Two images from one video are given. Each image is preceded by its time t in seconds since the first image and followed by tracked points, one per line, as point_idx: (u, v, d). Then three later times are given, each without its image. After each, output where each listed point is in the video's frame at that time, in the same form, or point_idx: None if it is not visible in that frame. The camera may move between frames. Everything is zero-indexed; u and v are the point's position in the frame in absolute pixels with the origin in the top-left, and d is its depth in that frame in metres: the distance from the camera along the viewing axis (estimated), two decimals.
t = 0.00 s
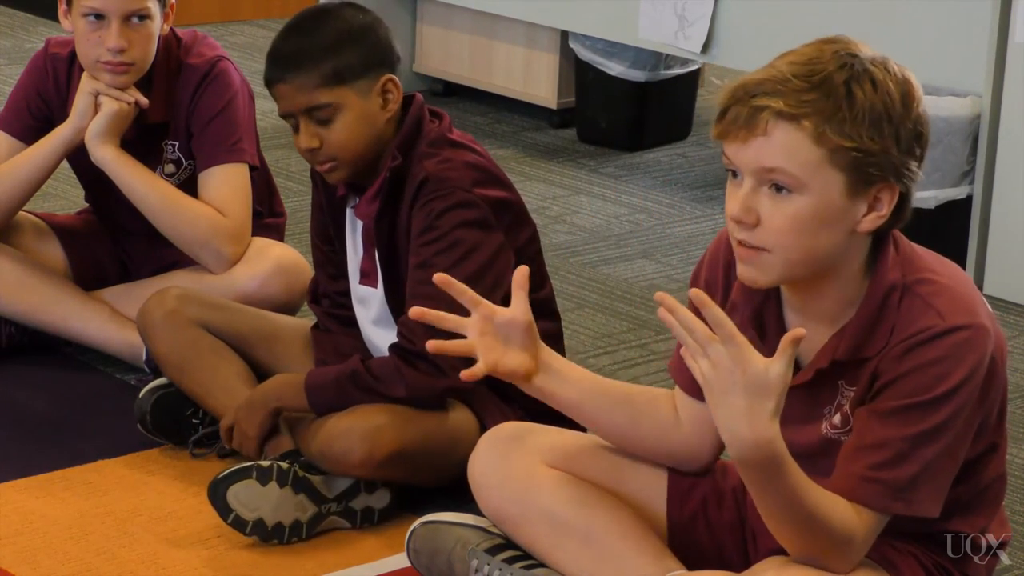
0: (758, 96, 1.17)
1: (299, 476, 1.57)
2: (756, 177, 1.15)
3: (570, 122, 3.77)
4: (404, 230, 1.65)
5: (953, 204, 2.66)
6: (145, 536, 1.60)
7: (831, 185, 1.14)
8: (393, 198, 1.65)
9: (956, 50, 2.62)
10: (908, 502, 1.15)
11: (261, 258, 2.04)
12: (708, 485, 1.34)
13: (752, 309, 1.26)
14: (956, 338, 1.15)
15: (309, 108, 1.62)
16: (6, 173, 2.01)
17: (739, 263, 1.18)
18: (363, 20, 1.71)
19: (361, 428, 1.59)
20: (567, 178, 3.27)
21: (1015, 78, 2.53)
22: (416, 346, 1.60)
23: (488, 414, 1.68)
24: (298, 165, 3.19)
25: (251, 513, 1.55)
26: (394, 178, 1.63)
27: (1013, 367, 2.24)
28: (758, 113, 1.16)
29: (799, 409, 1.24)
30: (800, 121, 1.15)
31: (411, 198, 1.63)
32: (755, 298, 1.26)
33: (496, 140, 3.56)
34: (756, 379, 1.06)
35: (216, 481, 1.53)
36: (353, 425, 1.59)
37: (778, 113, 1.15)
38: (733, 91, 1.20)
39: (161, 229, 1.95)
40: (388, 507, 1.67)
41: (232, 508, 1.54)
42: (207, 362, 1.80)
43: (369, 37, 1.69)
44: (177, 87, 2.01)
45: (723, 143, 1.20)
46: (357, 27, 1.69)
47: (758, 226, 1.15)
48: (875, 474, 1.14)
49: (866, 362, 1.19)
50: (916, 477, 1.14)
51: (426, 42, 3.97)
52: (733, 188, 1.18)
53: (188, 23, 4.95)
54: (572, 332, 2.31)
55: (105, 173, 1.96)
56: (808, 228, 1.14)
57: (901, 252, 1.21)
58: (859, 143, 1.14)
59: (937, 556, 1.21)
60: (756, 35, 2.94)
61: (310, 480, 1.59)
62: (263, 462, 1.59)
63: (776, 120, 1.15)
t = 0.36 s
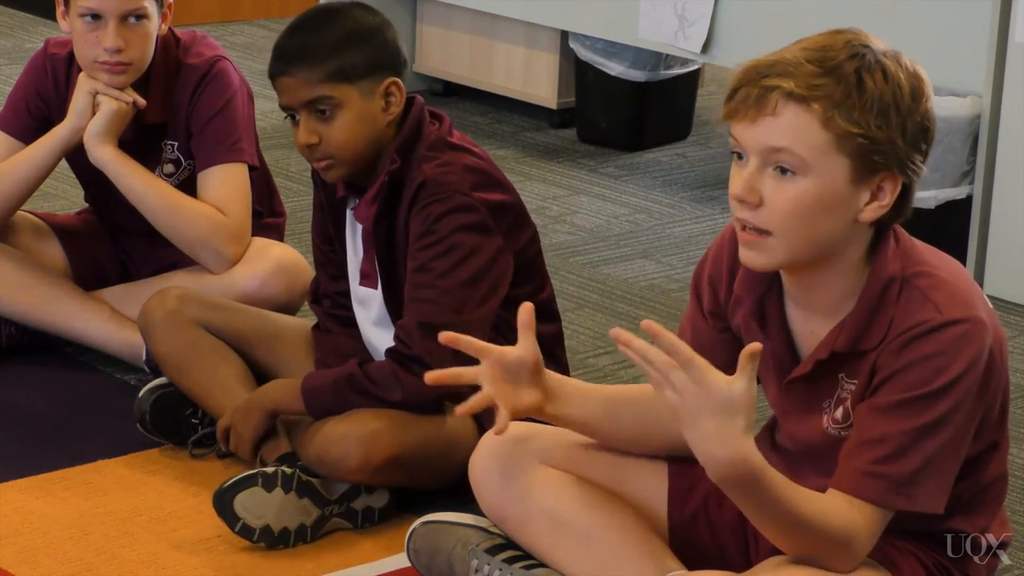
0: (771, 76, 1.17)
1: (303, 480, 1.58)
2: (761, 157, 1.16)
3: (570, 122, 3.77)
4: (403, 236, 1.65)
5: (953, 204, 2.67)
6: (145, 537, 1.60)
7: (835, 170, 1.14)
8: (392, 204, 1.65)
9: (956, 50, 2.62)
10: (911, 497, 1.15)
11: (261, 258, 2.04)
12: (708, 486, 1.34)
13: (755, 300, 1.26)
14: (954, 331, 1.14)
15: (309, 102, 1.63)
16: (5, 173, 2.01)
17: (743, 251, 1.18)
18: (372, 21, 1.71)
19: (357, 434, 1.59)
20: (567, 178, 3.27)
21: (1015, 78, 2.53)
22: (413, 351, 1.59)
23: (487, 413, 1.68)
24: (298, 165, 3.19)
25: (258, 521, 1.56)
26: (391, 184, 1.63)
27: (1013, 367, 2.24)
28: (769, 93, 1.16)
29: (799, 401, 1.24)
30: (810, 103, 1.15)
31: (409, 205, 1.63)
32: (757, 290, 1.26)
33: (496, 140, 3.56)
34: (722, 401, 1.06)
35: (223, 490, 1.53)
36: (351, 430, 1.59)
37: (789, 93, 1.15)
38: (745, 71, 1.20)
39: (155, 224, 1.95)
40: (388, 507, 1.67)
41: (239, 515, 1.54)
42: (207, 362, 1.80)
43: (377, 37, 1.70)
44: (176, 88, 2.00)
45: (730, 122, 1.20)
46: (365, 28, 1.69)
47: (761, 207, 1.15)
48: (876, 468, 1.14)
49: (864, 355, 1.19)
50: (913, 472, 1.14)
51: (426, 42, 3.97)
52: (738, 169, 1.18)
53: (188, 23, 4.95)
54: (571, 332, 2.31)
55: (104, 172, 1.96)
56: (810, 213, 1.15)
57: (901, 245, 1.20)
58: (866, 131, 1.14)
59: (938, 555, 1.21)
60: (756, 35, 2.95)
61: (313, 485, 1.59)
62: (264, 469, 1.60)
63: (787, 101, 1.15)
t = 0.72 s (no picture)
0: (786, 53, 1.18)
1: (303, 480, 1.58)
2: (772, 133, 1.16)
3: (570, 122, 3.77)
4: (407, 236, 1.65)
5: (953, 203, 2.67)
6: (145, 536, 1.60)
7: (847, 148, 1.15)
8: (395, 206, 1.65)
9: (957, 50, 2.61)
10: (952, 485, 1.13)
11: (260, 259, 2.04)
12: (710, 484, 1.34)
13: (762, 286, 1.25)
14: (961, 306, 1.14)
15: (318, 94, 1.62)
16: None
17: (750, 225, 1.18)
18: (383, 21, 1.71)
19: (360, 433, 1.59)
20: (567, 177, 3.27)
21: (1015, 79, 2.53)
22: (416, 350, 1.59)
23: (487, 413, 1.67)
24: (298, 165, 3.19)
25: (257, 521, 1.56)
26: (396, 182, 1.63)
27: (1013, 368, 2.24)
28: (784, 70, 1.17)
29: (807, 386, 1.22)
30: (825, 81, 1.15)
31: (415, 201, 1.63)
32: (764, 274, 1.25)
33: (497, 140, 3.56)
34: (712, 423, 1.10)
35: (223, 489, 1.53)
36: (353, 430, 1.59)
37: (804, 71, 1.16)
38: (761, 48, 1.21)
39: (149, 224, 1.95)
40: (388, 507, 1.67)
41: (239, 516, 1.55)
42: (207, 363, 1.79)
43: (387, 38, 1.69)
44: (165, 89, 2.00)
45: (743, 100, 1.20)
46: (376, 25, 1.69)
47: (770, 182, 1.16)
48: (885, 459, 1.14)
49: (870, 335, 1.19)
50: (946, 461, 1.13)
51: (426, 42, 3.97)
52: (748, 146, 1.18)
53: (187, 22, 4.94)
54: (571, 332, 2.31)
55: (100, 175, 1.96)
56: (821, 189, 1.15)
57: (907, 229, 1.20)
58: (879, 111, 1.15)
59: (938, 554, 1.21)
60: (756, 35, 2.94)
61: (313, 485, 1.60)
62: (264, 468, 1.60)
63: (802, 78, 1.16)
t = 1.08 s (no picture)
0: (786, 39, 1.18)
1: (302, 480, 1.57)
2: (771, 116, 1.16)
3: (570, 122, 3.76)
4: (409, 232, 1.65)
5: (952, 204, 2.68)
6: (145, 537, 1.60)
7: (844, 133, 1.15)
8: (397, 203, 1.65)
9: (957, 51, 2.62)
10: (1014, 473, 1.12)
11: (259, 260, 2.04)
12: (710, 483, 1.34)
13: (764, 275, 1.26)
14: (973, 293, 1.14)
15: (336, 86, 1.62)
16: None
17: (741, 203, 1.18)
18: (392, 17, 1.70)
19: (361, 431, 1.59)
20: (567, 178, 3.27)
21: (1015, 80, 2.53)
22: (417, 348, 1.59)
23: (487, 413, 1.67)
24: (298, 166, 3.19)
25: (255, 520, 1.56)
26: (401, 178, 1.63)
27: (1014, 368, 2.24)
28: (784, 54, 1.17)
29: (810, 375, 1.22)
30: (824, 66, 1.15)
31: (418, 199, 1.63)
32: (768, 266, 1.26)
33: (497, 140, 3.56)
34: (757, 467, 1.11)
35: (221, 489, 1.53)
36: (354, 428, 1.59)
37: (804, 55, 1.16)
38: (761, 34, 1.21)
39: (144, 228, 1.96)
40: (388, 507, 1.67)
41: (236, 515, 1.54)
42: (207, 364, 1.79)
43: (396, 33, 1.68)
44: (154, 90, 2.00)
45: (741, 85, 1.20)
46: (385, 20, 1.68)
47: (766, 165, 1.16)
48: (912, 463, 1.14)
49: (878, 322, 1.18)
50: (1001, 449, 1.12)
51: (426, 42, 3.97)
52: (745, 130, 1.18)
53: (190, 23, 4.95)
54: (572, 332, 2.31)
55: (94, 180, 1.97)
56: (817, 173, 1.15)
57: (910, 217, 1.20)
58: (876, 99, 1.15)
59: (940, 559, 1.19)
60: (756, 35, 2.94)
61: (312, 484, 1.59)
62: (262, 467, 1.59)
63: (801, 62, 1.16)
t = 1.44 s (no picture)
0: (773, 42, 1.18)
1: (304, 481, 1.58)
2: (761, 119, 1.16)
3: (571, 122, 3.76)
4: (410, 230, 1.65)
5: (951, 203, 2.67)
6: (145, 536, 1.60)
7: (833, 135, 1.14)
8: (399, 203, 1.65)
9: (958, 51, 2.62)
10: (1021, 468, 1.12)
11: (260, 259, 2.04)
12: (710, 484, 1.34)
13: (755, 274, 1.26)
14: (964, 292, 1.14)
15: (343, 82, 1.62)
16: None
17: (733, 206, 1.19)
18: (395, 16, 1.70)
19: (361, 431, 1.59)
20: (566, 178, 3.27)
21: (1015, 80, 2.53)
22: (410, 344, 1.59)
23: (486, 414, 1.67)
24: (299, 166, 3.19)
25: (258, 521, 1.56)
26: (404, 178, 1.63)
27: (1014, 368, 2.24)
28: (771, 58, 1.17)
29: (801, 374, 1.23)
30: (811, 68, 1.15)
31: (420, 200, 1.63)
32: (759, 266, 1.26)
33: (497, 140, 3.56)
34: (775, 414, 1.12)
35: (224, 490, 1.53)
36: (352, 429, 1.59)
37: (791, 58, 1.16)
38: (749, 38, 1.21)
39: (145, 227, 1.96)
40: (388, 506, 1.67)
41: (240, 516, 1.54)
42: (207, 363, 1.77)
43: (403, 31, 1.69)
44: (156, 90, 2.00)
45: (730, 89, 1.20)
46: (389, 18, 1.68)
47: (757, 168, 1.16)
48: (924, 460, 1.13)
49: (869, 320, 1.18)
50: (1006, 446, 1.11)
51: (426, 42, 3.98)
52: (735, 133, 1.18)
53: (190, 23, 4.95)
54: (572, 332, 2.31)
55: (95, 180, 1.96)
56: (807, 175, 1.15)
57: (900, 216, 1.20)
58: (865, 99, 1.15)
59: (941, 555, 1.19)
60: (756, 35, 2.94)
61: (314, 485, 1.60)
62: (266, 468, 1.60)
63: (789, 66, 1.16)
